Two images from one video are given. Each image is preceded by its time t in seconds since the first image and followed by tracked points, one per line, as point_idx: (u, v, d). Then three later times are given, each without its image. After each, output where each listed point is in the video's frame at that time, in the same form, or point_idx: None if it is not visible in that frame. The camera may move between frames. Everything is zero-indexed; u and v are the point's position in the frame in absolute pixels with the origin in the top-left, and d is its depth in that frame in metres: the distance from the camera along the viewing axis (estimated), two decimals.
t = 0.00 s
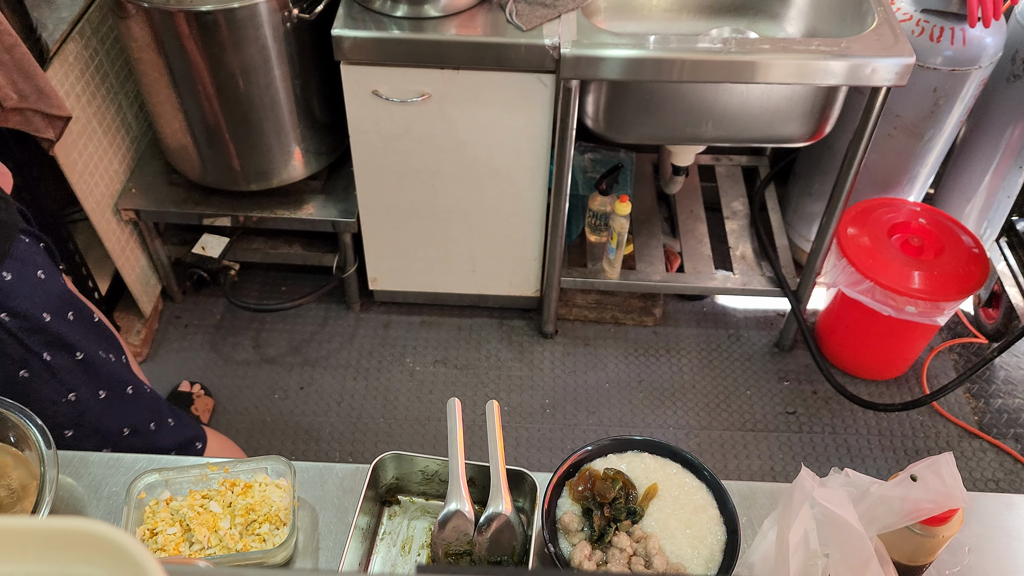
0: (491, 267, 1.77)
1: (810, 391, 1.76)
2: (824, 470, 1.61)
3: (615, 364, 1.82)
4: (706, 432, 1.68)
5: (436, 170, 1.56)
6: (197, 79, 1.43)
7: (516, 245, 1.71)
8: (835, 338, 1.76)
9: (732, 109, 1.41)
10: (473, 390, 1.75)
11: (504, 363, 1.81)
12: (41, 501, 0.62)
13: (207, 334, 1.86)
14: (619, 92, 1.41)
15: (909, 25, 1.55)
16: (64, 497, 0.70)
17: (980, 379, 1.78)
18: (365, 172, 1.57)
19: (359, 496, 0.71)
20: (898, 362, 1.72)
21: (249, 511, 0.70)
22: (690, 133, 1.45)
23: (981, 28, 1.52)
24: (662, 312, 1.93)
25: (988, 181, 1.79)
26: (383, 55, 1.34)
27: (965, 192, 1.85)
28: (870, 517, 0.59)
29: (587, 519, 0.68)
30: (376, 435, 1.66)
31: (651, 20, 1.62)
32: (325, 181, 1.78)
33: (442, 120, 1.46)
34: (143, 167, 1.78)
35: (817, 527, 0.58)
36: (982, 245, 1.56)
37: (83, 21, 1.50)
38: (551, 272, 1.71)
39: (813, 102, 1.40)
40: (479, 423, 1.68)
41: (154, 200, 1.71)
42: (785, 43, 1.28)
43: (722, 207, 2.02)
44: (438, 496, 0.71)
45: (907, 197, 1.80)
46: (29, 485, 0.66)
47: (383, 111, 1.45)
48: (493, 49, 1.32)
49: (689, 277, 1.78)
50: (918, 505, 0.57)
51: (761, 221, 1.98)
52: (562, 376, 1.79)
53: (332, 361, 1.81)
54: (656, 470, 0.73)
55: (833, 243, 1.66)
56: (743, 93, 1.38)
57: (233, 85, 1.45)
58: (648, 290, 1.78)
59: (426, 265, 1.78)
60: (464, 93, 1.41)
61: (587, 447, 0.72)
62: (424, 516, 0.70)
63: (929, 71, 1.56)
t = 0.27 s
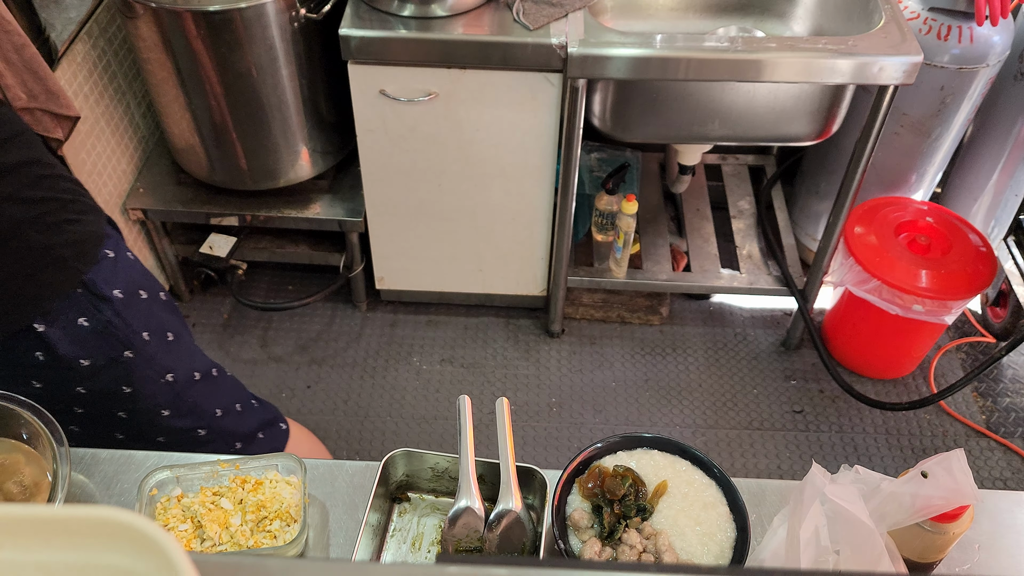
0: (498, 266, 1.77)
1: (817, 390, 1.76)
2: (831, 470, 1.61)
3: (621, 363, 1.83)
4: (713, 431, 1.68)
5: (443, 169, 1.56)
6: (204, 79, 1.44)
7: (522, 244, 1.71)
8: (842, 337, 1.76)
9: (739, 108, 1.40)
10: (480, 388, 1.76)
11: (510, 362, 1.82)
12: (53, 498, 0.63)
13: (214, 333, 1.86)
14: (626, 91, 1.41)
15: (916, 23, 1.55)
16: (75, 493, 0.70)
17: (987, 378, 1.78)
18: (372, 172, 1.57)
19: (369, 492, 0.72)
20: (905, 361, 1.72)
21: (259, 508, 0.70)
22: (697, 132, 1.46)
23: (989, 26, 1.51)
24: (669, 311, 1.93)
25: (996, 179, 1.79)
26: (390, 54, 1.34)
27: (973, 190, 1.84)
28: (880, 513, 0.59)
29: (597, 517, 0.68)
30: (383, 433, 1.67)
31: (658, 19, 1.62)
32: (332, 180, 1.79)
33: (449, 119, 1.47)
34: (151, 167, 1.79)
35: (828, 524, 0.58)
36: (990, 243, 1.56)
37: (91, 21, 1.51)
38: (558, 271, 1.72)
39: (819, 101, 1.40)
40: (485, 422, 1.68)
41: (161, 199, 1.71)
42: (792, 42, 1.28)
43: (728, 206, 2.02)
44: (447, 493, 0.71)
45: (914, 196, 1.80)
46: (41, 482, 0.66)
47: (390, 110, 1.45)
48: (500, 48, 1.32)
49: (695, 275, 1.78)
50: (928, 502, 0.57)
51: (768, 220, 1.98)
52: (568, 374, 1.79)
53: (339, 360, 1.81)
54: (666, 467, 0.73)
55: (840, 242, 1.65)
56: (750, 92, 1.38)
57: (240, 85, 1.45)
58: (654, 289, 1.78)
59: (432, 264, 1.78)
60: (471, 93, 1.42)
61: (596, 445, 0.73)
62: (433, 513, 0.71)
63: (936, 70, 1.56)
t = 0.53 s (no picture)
0: (502, 265, 1.77)
1: (821, 389, 1.76)
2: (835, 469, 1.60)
3: (626, 362, 1.82)
4: (717, 430, 1.67)
5: (447, 168, 1.56)
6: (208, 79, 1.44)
7: (526, 243, 1.71)
8: (846, 336, 1.76)
9: (743, 107, 1.40)
10: (484, 388, 1.76)
11: (515, 361, 1.82)
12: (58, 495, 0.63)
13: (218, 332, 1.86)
14: (630, 90, 1.41)
15: (921, 22, 1.55)
16: (81, 490, 0.71)
17: (992, 378, 1.77)
18: (376, 171, 1.57)
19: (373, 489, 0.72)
20: (909, 360, 1.71)
21: (264, 505, 0.70)
22: (701, 131, 1.46)
23: (993, 25, 1.51)
24: (673, 310, 1.93)
25: (1000, 178, 1.78)
26: (394, 54, 1.34)
27: (977, 189, 1.84)
28: (885, 511, 0.59)
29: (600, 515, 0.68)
30: (387, 433, 1.67)
31: (662, 18, 1.62)
32: (336, 180, 1.79)
33: (453, 118, 1.47)
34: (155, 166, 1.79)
35: (832, 521, 0.58)
36: (994, 242, 1.55)
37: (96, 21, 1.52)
38: (561, 271, 1.72)
39: (823, 101, 1.40)
40: (489, 422, 1.68)
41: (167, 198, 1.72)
42: (796, 41, 1.28)
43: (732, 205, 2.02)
44: (451, 492, 0.72)
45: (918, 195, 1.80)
46: (46, 479, 0.66)
47: (394, 110, 1.45)
48: (504, 47, 1.32)
49: (700, 275, 1.78)
50: (933, 499, 0.57)
51: (771, 219, 1.98)
52: (572, 374, 1.79)
53: (343, 359, 1.81)
54: (670, 465, 0.74)
55: (844, 241, 1.65)
56: (754, 91, 1.38)
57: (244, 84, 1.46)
58: (658, 288, 1.78)
59: (436, 263, 1.78)
60: (475, 92, 1.42)
61: (600, 442, 0.73)
62: (437, 511, 0.70)
63: (940, 68, 1.56)
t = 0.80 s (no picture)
0: (503, 264, 1.77)
1: (823, 388, 1.76)
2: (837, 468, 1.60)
3: (627, 362, 1.82)
4: (719, 430, 1.67)
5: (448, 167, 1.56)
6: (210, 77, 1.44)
7: (528, 243, 1.71)
8: (848, 336, 1.75)
9: (745, 105, 1.40)
10: (485, 387, 1.75)
11: (516, 360, 1.81)
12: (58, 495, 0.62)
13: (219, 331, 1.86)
14: (632, 89, 1.40)
15: (924, 20, 1.54)
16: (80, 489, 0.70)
17: (995, 377, 1.77)
18: (378, 170, 1.57)
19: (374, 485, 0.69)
20: (912, 360, 1.71)
21: (265, 504, 0.70)
22: (703, 129, 1.45)
23: (996, 23, 1.51)
24: (675, 310, 1.93)
25: (1003, 177, 1.78)
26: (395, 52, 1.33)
27: (980, 188, 1.83)
28: (889, 511, 0.59)
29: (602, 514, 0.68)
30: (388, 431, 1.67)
31: (663, 17, 1.62)
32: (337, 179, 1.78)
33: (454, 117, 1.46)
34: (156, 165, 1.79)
35: (836, 521, 0.57)
36: (997, 242, 1.55)
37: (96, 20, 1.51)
38: (563, 270, 1.71)
39: (826, 99, 1.39)
40: (490, 421, 1.68)
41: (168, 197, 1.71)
42: (798, 39, 1.27)
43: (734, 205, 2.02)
44: (453, 491, 0.71)
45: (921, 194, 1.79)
46: (45, 478, 0.66)
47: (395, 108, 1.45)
48: (505, 46, 1.31)
49: (701, 274, 1.78)
50: (938, 499, 0.57)
51: (774, 218, 1.98)
52: (574, 373, 1.79)
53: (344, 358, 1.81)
54: (672, 465, 0.74)
55: (846, 240, 1.65)
56: (757, 89, 1.37)
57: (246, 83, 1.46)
58: (660, 287, 1.78)
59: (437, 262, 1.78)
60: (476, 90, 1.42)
61: (602, 442, 0.73)
62: (438, 510, 0.70)
63: (943, 67, 1.55)
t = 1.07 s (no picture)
0: (504, 262, 1.77)
1: (824, 386, 1.76)
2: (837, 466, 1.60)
3: (628, 360, 1.82)
4: (720, 428, 1.67)
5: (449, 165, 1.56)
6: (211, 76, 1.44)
7: (528, 241, 1.71)
8: (849, 334, 1.75)
9: (746, 103, 1.40)
10: (485, 385, 1.75)
11: (516, 359, 1.81)
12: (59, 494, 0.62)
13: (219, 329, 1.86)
14: (632, 87, 1.40)
15: (924, 18, 1.54)
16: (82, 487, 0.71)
17: (995, 375, 1.77)
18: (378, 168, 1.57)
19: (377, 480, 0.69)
20: (912, 358, 1.71)
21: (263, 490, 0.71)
22: (704, 127, 1.45)
23: (997, 22, 1.51)
24: (675, 308, 1.93)
25: (1004, 175, 1.78)
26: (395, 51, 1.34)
27: (980, 187, 1.83)
28: (892, 509, 0.59)
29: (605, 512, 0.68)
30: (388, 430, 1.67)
31: (664, 15, 1.62)
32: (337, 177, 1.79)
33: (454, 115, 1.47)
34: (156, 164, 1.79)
35: (838, 519, 0.57)
36: (997, 240, 1.55)
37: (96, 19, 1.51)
38: (563, 268, 1.71)
39: (827, 98, 1.39)
40: (490, 419, 1.68)
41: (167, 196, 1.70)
42: (799, 37, 1.27)
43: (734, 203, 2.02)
44: (455, 489, 0.71)
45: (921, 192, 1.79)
46: (47, 477, 0.66)
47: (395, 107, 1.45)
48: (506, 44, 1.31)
49: (701, 272, 1.78)
50: (941, 497, 0.57)
51: (774, 216, 1.98)
52: (575, 371, 1.79)
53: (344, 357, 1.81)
54: (674, 463, 0.74)
55: (847, 238, 1.65)
56: (757, 88, 1.38)
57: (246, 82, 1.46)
58: (660, 285, 1.78)
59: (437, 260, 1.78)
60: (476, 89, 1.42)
61: (605, 440, 0.73)
62: (441, 509, 0.70)
63: (944, 65, 1.55)
